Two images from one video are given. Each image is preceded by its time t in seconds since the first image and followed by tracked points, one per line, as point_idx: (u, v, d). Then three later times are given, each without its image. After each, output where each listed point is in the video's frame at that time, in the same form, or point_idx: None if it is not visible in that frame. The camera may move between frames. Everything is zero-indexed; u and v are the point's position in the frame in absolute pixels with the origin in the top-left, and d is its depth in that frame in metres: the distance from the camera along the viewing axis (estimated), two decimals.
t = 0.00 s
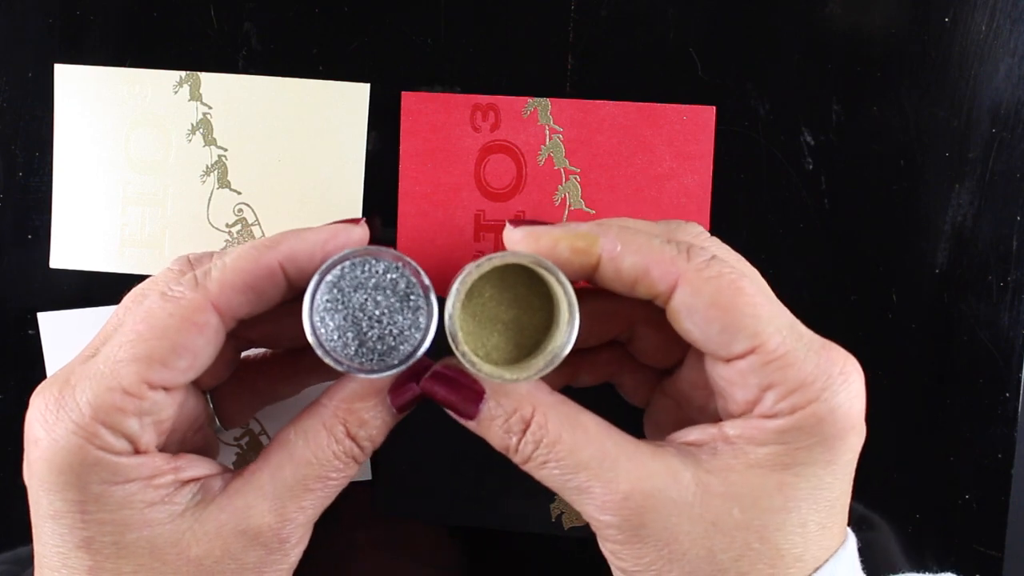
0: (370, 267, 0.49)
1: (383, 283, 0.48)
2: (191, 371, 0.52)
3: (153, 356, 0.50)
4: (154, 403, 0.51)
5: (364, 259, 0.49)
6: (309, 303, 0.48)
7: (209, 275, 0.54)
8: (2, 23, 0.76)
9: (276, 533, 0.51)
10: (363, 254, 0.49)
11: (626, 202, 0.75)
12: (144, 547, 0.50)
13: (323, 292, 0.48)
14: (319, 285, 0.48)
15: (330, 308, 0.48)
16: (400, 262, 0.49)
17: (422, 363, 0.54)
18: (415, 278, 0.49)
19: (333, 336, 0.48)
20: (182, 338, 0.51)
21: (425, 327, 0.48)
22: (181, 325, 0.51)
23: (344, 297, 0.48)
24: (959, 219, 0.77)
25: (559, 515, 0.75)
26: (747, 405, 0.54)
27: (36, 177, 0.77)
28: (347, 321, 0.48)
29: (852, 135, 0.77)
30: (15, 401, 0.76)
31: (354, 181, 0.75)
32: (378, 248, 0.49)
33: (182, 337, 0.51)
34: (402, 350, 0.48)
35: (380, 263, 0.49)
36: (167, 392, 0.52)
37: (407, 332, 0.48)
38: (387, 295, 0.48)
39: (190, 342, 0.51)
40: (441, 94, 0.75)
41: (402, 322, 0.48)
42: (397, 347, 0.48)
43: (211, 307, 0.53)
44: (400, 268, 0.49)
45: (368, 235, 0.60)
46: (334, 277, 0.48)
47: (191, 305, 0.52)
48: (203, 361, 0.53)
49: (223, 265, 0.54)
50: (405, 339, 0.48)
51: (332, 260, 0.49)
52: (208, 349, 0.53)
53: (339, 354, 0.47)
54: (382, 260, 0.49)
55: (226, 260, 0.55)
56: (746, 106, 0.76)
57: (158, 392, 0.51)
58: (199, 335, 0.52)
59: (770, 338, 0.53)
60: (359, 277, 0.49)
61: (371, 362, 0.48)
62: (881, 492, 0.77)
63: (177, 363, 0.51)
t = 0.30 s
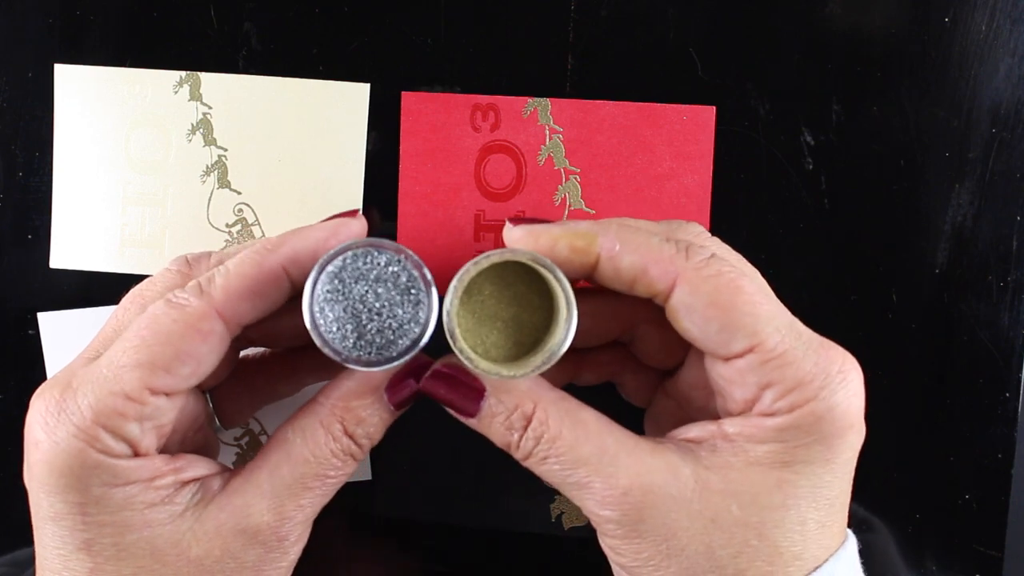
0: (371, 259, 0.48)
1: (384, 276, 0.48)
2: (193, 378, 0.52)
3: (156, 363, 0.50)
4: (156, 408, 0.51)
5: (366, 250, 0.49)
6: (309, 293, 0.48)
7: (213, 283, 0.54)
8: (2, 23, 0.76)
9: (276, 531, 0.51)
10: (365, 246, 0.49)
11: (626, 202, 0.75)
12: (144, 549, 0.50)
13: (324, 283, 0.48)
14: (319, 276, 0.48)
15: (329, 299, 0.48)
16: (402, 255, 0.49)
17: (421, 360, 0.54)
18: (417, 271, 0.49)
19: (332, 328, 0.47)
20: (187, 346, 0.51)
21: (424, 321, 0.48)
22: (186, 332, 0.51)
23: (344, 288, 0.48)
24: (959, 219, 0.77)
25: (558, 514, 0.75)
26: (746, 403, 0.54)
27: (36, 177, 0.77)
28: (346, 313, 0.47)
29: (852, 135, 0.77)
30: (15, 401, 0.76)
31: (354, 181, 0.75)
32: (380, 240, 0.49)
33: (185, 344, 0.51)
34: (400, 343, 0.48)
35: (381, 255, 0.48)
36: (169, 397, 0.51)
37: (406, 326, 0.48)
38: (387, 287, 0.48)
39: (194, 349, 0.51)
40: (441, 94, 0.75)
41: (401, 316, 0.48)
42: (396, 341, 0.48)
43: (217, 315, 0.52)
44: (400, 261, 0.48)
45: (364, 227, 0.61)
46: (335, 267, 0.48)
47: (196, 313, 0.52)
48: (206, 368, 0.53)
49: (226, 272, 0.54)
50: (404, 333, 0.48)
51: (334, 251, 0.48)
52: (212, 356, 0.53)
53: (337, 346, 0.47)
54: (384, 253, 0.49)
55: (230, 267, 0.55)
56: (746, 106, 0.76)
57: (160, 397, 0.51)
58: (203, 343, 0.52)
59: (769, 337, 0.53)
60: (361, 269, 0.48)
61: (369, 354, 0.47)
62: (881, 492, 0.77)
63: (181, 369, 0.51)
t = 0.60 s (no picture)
0: (374, 266, 0.48)
1: (387, 283, 0.48)
2: (193, 386, 0.52)
3: (156, 370, 0.50)
4: (154, 415, 0.51)
5: (370, 257, 0.48)
6: (312, 299, 0.48)
7: (214, 292, 0.54)
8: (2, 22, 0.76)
9: (273, 535, 0.51)
10: (370, 252, 0.48)
11: (626, 202, 0.75)
12: (141, 552, 0.50)
13: (327, 288, 0.48)
14: (323, 282, 0.48)
15: (332, 305, 0.47)
16: (406, 262, 0.48)
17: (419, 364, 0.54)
18: (419, 278, 0.48)
19: (334, 333, 0.47)
20: (187, 354, 0.51)
21: (426, 329, 0.48)
22: (186, 340, 0.51)
23: (347, 294, 0.48)
24: (959, 219, 0.77)
25: (559, 515, 0.75)
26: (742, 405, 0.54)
27: (36, 178, 0.77)
28: (348, 319, 0.47)
29: (852, 135, 0.77)
30: (16, 401, 0.76)
31: (353, 181, 0.75)
32: (384, 246, 0.49)
33: (186, 352, 0.51)
34: (402, 350, 0.48)
35: (385, 262, 0.48)
36: (167, 404, 0.51)
37: (407, 333, 0.48)
38: (390, 294, 0.48)
39: (194, 358, 0.51)
40: (441, 94, 0.75)
41: (403, 323, 0.48)
42: (398, 348, 0.48)
43: (218, 323, 0.53)
44: (404, 268, 0.48)
45: (365, 231, 0.60)
46: (339, 273, 0.48)
47: (196, 321, 0.52)
48: (206, 377, 0.53)
49: (228, 280, 0.54)
50: (405, 340, 0.48)
51: (338, 257, 0.48)
52: (212, 365, 0.53)
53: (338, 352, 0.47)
54: (387, 259, 0.48)
55: (230, 275, 0.55)
56: (747, 106, 0.76)
57: (158, 404, 0.51)
58: (203, 351, 0.52)
59: (765, 339, 0.53)
60: (364, 275, 0.48)
61: (370, 361, 0.47)
62: (882, 492, 0.77)
63: (180, 378, 0.51)
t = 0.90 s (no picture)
0: (371, 263, 0.48)
1: (384, 279, 0.48)
2: (191, 387, 0.52)
3: (154, 370, 0.50)
4: (151, 415, 0.51)
5: (367, 253, 0.48)
6: (309, 294, 0.48)
7: (213, 293, 0.54)
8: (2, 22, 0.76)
9: (270, 535, 0.51)
10: (366, 249, 0.48)
11: (626, 202, 0.75)
12: (137, 552, 0.50)
13: (324, 284, 0.48)
14: (320, 278, 0.48)
15: (329, 301, 0.47)
16: (403, 259, 0.48)
17: (416, 363, 0.53)
18: (416, 275, 0.48)
19: (330, 329, 0.47)
20: (185, 355, 0.51)
21: (422, 326, 0.48)
22: (184, 341, 0.51)
23: (344, 290, 0.48)
24: (959, 219, 0.77)
25: (558, 514, 0.75)
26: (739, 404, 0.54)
27: (36, 178, 0.77)
28: (346, 315, 0.47)
29: (852, 135, 0.77)
30: (16, 401, 0.77)
31: (353, 181, 0.75)
32: (381, 243, 0.49)
33: (184, 353, 0.51)
34: (399, 347, 0.48)
35: (381, 258, 0.48)
36: (165, 404, 0.51)
37: (404, 330, 0.48)
38: (387, 290, 0.48)
39: (192, 359, 0.51)
40: (441, 94, 0.75)
41: (400, 320, 0.48)
42: (394, 344, 0.48)
43: (216, 325, 0.53)
44: (401, 264, 0.48)
45: (360, 230, 0.60)
46: (336, 269, 0.48)
47: (195, 322, 0.52)
48: (203, 378, 0.53)
49: (226, 281, 0.54)
50: (402, 336, 0.48)
51: (334, 254, 0.48)
52: (210, 366, 0.53)
53: (334, 347, 0.47)
54: (384, 256, 0.48)
55: (229, 276, 0.55)
56: (747, 106, 0.76)
57: (155, 404, 0.51)
58: (201, 352, 0.52)
59: (762, 337, 0.53)
60: (361, 271, 0.48)
61: (366, 357, 0.48)
62: (882, 491, 0.77)
63: (178, 378, 0.51)
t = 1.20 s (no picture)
0: (373, 262, 0.48)
1: (385, 278, 0.48)
2: (192, 388, 0.52)
3: (155, 371, 0.50)
4: (152, 415, 0.51)
5: (368, 252, 0.48)
6: (311, 293, 0.48)
7: (215, 294, 0.54)
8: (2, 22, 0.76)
9: (270, 537, 0.51)
10: (368, 248, 0.48)
11: (626, 202, 0.75)
12: (138, 552, 0.50)
13: (325, 283, 0.48)
14: (321, 278, 0.48)
15: (330, 300, 0.47)
16: (405, 258, 0.48)
17: (416, 364, 0.54)
18: (418, 274, 0.48)
19: (331, 328, 0.47)
20: (187, 355, 0.51)
21: (424, 325, 0.48)
22: (186, 342, 0.51)
23: (346, 290, 0.48)
24: (959, 219, 0.77)
25: (559, 515, 0.75)
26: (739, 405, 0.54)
27: (36, 178, 0.77)
28: (347, 314, 0.47)
29: (852, 135, 0.77)
30: (16, 401, 0.77)
31: (353, 181, 0.75)
32: (383, 243, 0.49)
33: (186, 353, 0.51)
34: (400, 346, 0.48)
35: (383, 257, 0.48)
36: (165, 404, 0.51)
37: (405, 329, 0.48)
38: (388, 290, 0.48)
39: (193, 359, 0.51)
40: (441, 94, 0.75)
41: (402, 319, 0.48)
42: (395, 343, 0.48)
43: (218, 326, 0.53)
44: (402, 264, 0.48)
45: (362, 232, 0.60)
46: (337, 268, 0.48)
47: (197, 323, 0.52)
48: (204, 379, 0.53)
49: (228, 282, 0.54)
50: (403, 336, 0.48)
51: (336, 253, 0.48)
52: (211, 367, 0.53)
53: (335, 347, 0.47)
54: (386, 255, 0.48)
55: (231, 277, 0.55)
56: (747, 106, 0.76)
57: (156, 405, 0.51)
58: (203, 353, 0.52)
59: (762, 339, 0.53)
60: (363, 270, 0.48)
61: (367, 356, 0.47)
62: (881, 491, 0.77)
63: (179, 379, 0.51)
